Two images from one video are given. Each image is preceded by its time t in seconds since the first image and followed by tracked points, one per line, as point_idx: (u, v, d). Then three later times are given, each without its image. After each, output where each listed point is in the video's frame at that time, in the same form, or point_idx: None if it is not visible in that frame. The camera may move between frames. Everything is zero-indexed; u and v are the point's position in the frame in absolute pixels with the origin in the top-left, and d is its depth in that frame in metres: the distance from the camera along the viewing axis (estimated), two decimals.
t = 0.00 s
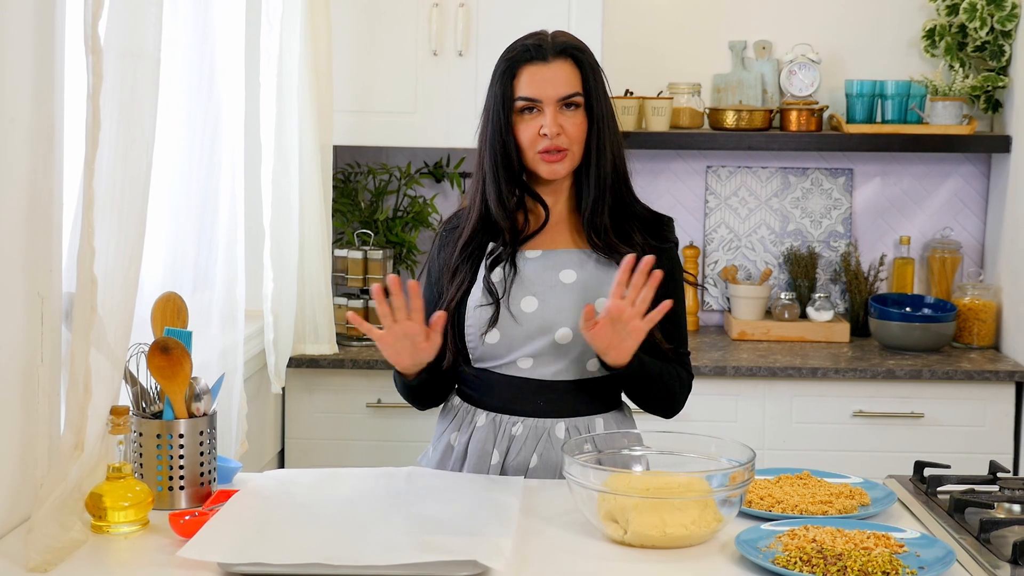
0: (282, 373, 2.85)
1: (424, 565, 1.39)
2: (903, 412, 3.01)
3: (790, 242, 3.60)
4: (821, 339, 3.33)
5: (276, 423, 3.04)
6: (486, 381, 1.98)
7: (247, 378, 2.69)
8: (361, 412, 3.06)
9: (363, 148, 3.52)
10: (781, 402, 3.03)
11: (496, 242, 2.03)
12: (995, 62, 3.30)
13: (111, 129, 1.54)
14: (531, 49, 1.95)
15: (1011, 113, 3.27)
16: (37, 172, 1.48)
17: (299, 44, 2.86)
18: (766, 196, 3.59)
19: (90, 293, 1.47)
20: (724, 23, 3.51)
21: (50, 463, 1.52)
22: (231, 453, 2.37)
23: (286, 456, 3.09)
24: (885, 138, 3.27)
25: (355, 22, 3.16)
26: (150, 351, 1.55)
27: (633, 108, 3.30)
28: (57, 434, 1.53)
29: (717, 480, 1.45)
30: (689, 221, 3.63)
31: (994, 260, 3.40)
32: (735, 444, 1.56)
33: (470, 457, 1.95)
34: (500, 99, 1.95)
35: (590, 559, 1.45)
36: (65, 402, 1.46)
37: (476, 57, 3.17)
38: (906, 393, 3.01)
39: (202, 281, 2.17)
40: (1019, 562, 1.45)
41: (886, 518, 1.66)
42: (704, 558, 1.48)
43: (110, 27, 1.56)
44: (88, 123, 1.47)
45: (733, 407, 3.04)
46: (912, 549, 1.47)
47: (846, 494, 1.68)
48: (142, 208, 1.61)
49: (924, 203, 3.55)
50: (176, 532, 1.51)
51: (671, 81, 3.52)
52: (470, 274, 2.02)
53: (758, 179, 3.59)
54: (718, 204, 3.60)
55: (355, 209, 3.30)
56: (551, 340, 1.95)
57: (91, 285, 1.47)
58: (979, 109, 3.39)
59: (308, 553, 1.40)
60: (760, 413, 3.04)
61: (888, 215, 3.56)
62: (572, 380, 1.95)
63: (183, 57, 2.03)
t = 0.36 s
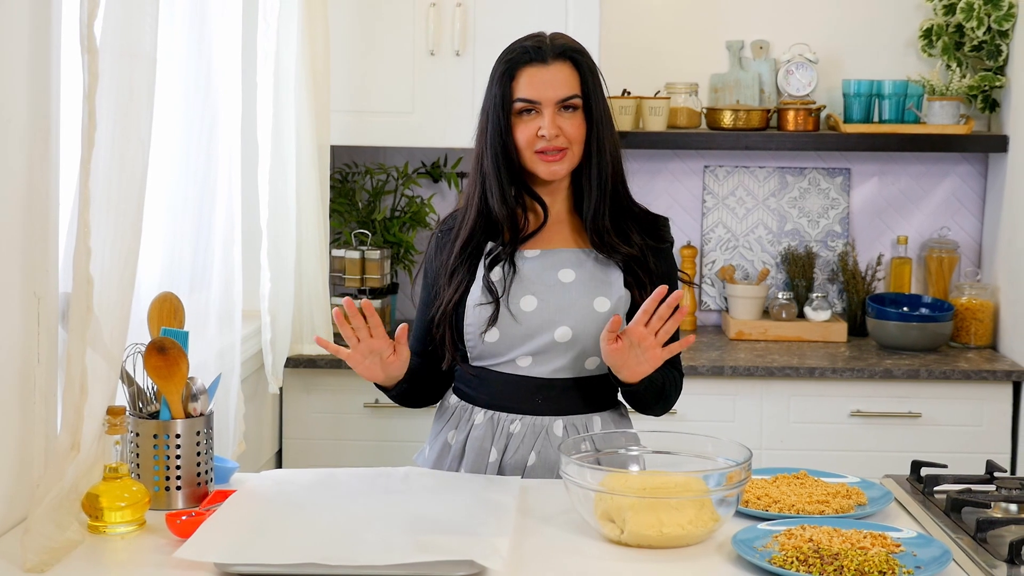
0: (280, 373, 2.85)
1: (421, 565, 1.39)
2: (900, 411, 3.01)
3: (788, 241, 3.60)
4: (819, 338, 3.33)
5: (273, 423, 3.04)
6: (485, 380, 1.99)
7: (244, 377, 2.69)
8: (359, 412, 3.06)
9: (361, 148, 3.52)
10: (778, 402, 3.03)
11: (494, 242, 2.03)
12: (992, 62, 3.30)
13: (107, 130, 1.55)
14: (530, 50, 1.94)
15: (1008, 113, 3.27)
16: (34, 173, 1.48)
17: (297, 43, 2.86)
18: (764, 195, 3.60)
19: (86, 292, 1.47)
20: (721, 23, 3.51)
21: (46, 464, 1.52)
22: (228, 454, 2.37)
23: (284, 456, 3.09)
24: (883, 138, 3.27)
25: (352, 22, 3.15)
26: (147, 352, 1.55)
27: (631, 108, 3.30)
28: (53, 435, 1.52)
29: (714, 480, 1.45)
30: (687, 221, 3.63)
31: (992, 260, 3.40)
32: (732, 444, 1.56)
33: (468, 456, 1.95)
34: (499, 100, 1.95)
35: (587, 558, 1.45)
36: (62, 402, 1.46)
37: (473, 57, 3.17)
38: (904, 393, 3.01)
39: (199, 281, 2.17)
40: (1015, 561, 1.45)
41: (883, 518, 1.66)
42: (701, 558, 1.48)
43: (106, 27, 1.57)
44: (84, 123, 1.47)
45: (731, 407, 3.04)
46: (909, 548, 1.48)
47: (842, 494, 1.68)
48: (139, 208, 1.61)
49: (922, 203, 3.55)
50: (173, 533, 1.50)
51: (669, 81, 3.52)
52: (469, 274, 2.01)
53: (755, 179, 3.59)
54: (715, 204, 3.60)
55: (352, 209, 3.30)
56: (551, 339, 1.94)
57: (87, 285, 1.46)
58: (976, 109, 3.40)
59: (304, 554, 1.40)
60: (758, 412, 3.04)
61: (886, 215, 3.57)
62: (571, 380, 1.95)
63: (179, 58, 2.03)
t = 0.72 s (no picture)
0: (278, 373, 2.85)
1: (419, 566, 1.39)
2: (899, 410, 3.01)
3: (786, 241, 3.60)
4: (818, 338, 3.33)
5: (272, 423, 3.03)
6: (482, 379, 1.99)
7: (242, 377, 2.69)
8: (357, 411, 3.06)
9: (359, 147, 3.52)
10: (777, 401, 3.03)
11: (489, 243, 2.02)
12: (990, 61, 3.30)
13: (105, 130, 1.54)
14: (525, 49, 1.94)
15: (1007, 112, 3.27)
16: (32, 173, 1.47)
17: (295, 43, 2.85)
18: (762, 195, 3.59)
19: (84, 291, 1.46)
20: (720, 23, 3.51)
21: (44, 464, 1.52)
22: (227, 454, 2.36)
23: (282, 455, 3.08)
24: (881, 137, 3.27)
25: (351, 21, 3.15)
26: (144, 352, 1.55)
27: (629, 107, 3.29)
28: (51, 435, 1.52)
29: (713, 479, 1.45)
30: (685, 220, 3.63)
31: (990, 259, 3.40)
32: (731, 444, 1.56)
33: (463, 454, 1.96)
34: (494, 99, 1.95)
35: (586, 558, 1.45)
36: (60, 402, 1.46)
37: (472, 56, 3.16)
38: (902, 392, 3.01)
39: (197, 282, 2.17)
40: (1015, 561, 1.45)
41: (882, 517, 1.66)
42: (700, 558, 1.47)
43: (104, 26, 1.57)
44: (82, 123, 1.46)
45: (729, 406, 3.04)
46: (908, 548, 1.47)
47: (841, 494, 1.68)
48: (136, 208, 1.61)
49: (920, 202, 3.55)
50: (171, 533, 1.50)
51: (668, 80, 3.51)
52: (465, 274, 2.01)
53: (753, 178, 3.59)
54: (714, 203, 3.60)
55: (350, 208, 3.30)
56: (545, 339, 1.94)
57: (85, 284, 1.46)
58: (974, 108, 3.40)
59: (303, 554, 1.39)
60: (756, 412, 3.03)
61: (884, 214, 3.57)
62: (567, 378, 1.95)
63: (178, 57, 2.03)
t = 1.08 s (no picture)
0: (277, 373, 2.84)
1: (418, 566, 1.38)
2: (897, 411, 3.01)
3: (785, 241, 3.60)
4: (816, 338, 3.33)
5: (270, 424, 3.03)
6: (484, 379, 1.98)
7: (241, 377, 2.68)
8: (355, 412, 3.05)
9: (358, 147, 3.51)
10: (776, 402, 3.03)
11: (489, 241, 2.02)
12: (990, 62, 3.30)
13: (104, 131, 1.54)
14: (513, 47, 1.95)
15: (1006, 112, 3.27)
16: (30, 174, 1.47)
17: (293, 43, 2.85)
18: (761, 195, 3.59)
19: (83, 291, 1.46)
20: (719, 23, 3.51)
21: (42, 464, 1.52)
22: (226, 454, 2.36)
23: (280, 456, 3.08)
24: (880, 137, 3.26)
25: (350, 21, 3.15)
26: (143, 353, 1.54)
27: (628, 107, 3.29)
28: (49, 435, 1.55)
29: (713, 480, 1.45)
30: (684, 221, 3.63)
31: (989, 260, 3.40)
32: (730, 445, 1.56)
33: (466, 454, 1.95)
34: (485, 96, 1.98)
35: (584, 559, 1.45)
36: (57, 402, 1.46)
37: (471, 55, 3.16)
38: (901, 392, 3.01)
39: (195, 282, 2.16)
40: (1014, 562, 1.45)
41: (882, 518, 1.66)
42: (699, 559, 1.47)
43: (102, 25, 1.56)
44: (80, 124, 1.46)
45: (728, 406, 3.03)
46: (908, 549, 1.47)
47: (840, 495, 1.68)
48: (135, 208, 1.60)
49: (919, 203, 3.54)
50: (169, 534, 1.50)
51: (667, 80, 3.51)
52: (466, 272, 2.00)
53: (752, 178, 3.59)
54: (712, 204, 3.60)
55: (349, 208, 3.29)
56: (548, 339, 1.95)
57: (84, 284, 1.46)
58: (973, 109, 3.39)
59: (302, 555, 1.39)
60: (755, 412, 3.03)
61: (883, 214, 3.56)
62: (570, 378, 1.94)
63: (176, 56, 2.02)
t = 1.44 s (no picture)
0: (275, 374, 2.84)
1: (416, 567, 1.38)
2: (896, 411, 3.01)
3: (785, 242, 3.60)
4: (815, 339, 3.33)
5: (268, 424, 3.02)
6: (488, 379, 1.97)
7: (239, 378, 2.68)
8: (354, 412, 3.05)
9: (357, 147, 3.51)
10: (774, 402, 3.03)
11: (490, 237, 2.02)
12: (989, 62, 3.30)
13: (103, 131, 1.54)
14: (519, 44, 1.96)
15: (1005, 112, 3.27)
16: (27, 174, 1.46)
17: (292, 43, 2.84)
18: (760, 195, 3.59)
19: (81, 292, 1.46)
20: (718, 23, 3.51)
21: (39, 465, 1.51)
22: (224, 454, 2.35)
23: (279, 457, 3.08)
24: (879, 138, 3.26)
25: (348, 21, 3.14)
26: (141, 354, 1.54)
27: (627, 108, 3.29)
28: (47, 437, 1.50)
29: (712, 481, 1.45)
30: (683, 221, 3.63)
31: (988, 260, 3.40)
32: (730, 446, 1.56)
33: (472, 454, 1.94)
34: (490, 92, 1.98)
35: (583, 560, 1.45)
36: (55, 404, 1.45)
37: (469, 56, 3.16)
38: (899, 393, 3.01)
39: (194, 282, 2.16)
40: (1014, 563, 1.45)
41: (881, 519, 1.66)
42: (698, 559, 1.47)
43: (101, 26, 1.56)
44: (78, 125, 1.46)
45: (727, 406, 3.03)
46: (907, 550, 1.47)
47: (840, 495, 1.68)
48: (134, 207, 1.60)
49: (918, 203, 3.55)
50: (168, 534, 1.50)
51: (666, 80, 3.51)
52: (468, 268, 2.01)
53: (752, 179, 3.59)
54: (712, 204, 3.60)
55: (347, 209, 3.29)
56: (555, 339, 1.94)
57: (82, 285, 1.46)
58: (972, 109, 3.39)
59: (300, 555, 1.39)
60: (754, 413, 3.03)
61: (882, 214, 3.56)
62: (574, 378, 1.95)
63: (174, 57, 2.02)
